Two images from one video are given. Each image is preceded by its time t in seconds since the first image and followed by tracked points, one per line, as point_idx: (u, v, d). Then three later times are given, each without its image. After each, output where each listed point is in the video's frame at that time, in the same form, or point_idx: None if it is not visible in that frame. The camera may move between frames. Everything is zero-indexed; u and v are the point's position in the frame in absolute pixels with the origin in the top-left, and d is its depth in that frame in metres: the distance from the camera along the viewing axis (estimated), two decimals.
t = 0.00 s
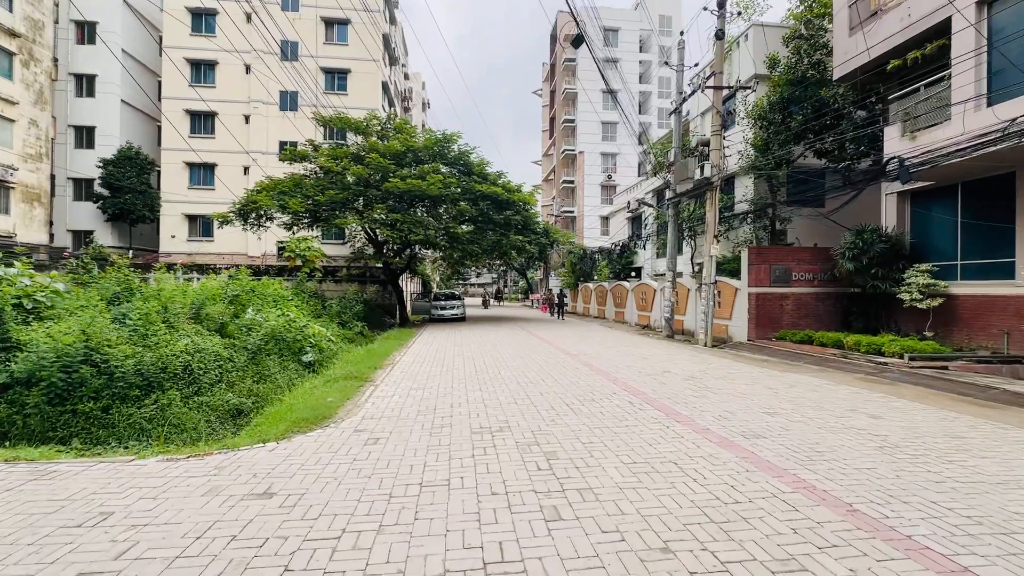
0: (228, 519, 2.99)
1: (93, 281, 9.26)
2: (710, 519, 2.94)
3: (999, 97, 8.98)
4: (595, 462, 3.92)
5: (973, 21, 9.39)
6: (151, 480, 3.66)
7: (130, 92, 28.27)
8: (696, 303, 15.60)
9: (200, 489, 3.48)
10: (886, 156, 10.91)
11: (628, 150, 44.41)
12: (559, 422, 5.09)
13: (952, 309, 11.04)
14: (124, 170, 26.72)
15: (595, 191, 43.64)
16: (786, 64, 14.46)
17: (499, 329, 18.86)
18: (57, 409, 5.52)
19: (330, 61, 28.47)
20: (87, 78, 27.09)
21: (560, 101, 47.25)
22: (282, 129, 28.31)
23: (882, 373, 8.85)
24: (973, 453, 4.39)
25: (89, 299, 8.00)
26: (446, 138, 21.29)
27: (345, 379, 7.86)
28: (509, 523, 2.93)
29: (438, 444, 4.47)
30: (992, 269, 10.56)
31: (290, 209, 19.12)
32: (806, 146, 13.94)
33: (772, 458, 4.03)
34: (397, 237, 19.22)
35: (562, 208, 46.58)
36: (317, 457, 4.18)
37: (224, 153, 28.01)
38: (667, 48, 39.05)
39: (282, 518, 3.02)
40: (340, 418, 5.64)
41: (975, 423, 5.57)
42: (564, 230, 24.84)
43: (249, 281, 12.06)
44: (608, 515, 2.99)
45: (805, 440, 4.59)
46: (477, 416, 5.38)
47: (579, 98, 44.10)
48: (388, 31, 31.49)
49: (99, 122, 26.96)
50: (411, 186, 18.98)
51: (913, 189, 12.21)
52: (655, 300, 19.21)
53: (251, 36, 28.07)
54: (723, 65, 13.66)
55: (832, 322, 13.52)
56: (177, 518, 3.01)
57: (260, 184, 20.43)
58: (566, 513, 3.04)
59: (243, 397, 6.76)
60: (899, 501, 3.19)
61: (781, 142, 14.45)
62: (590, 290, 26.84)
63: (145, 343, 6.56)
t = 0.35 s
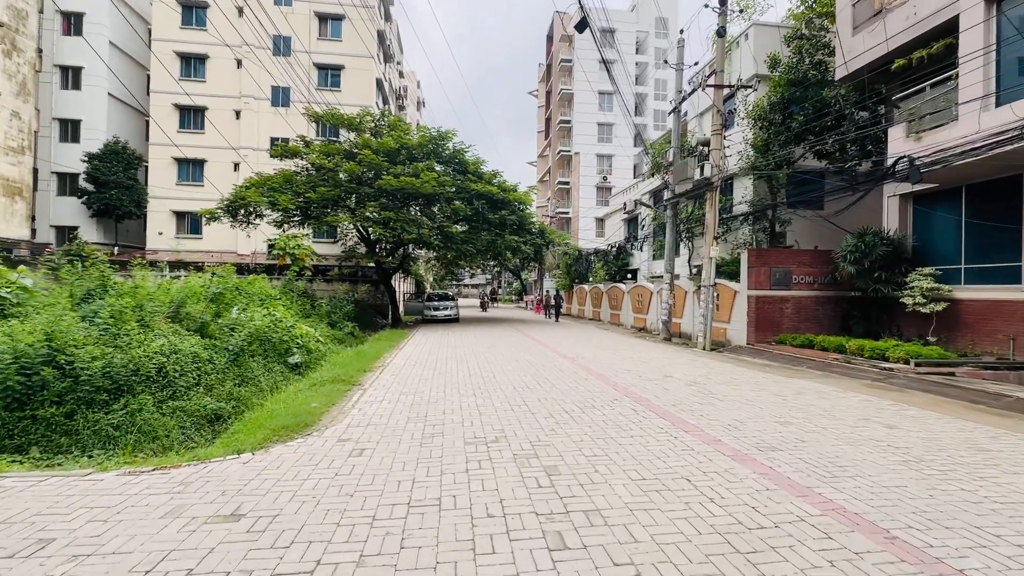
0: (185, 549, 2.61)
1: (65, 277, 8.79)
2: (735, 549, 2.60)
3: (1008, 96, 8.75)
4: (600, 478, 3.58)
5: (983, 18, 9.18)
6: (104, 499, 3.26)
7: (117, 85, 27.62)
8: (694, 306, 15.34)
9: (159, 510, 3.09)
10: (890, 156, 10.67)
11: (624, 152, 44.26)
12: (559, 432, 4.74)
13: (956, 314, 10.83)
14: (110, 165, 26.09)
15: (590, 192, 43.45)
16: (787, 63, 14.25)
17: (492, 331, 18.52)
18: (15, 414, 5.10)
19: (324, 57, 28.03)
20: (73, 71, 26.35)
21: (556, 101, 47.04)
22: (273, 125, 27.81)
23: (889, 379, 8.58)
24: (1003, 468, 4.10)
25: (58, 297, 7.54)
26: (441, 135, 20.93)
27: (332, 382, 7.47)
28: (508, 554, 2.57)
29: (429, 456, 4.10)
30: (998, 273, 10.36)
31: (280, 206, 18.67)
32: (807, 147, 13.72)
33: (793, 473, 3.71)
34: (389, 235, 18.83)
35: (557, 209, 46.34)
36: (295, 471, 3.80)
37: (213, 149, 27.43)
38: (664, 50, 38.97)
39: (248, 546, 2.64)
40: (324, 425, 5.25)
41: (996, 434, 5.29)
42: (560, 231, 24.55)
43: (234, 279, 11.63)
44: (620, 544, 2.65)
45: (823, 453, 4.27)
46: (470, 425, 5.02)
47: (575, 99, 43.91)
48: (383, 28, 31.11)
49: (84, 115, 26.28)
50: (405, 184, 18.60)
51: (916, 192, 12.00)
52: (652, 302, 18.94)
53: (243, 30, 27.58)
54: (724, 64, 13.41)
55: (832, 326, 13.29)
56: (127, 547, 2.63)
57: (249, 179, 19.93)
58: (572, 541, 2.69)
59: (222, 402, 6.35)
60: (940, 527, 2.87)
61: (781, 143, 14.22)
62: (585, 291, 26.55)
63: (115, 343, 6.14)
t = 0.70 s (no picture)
0: None
1: (37, 274, 8.36)
2: None
3: (1014, 96, 8.59)
4: (608, 496, 3.28)
5: (988, 18, 9.03)
6: (56, 522, 2.92)
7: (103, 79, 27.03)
8: (692, 308, 15.14)
9: (116, 535, 2.75)
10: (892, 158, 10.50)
11: (618, 154, 44.14)
12: (560, 443, 4.44)
13: (957, 318, 10.68)
14: (94, 161, 25.47)
15: (584, 194, 43.27)
16: (786, 63, 14.09)
17: (486, 333, 18.19)
18: None
19: (316, 54, 27.58)
20: (57, 63, 25.82)
21: (551, 102, 46.87)
22: (264, 122, 27.30)
23: (893, 384, 8.38)
24: None
25: (27, 295, 7.15)
26: (435, 134, 20.58)
27: (320, 386, 7.14)
28: None
29: (421, 470, 3.78)
30: (1000, 277, 10.24)
31: (269, 203, 18.23)
32: (806, 148, 13.57)
33: (814, 490, 3.44)
34: (381, 235, 18.46)
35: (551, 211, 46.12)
36: (273, 487, 3.48)
37: (202, 145, 26.88)
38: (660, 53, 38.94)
39: None
40: (308, 434, 4.92)
41: (1015, 444, 5.05)
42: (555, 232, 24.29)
43: (220, 278, 11.23)
44: None
45: (841, 466, 4.01)
46: (465, 434, 4.72)
47: (569, 101, 43.75)
48: (377, 26, 30.72)
49: (68, 109, 25.66)
50: (398, 182, 18.24)
51: (916, 194, 11.84)
52: (648, 304, 18.73)
53: (234, 25, 27.09)
54: (723, 63, 13.23)
55: (831, 330, 13.14)
56: None
57: (238, 176, 19.47)
58: (582, 573, 2.39)
59: (201, 408, 5.99)
60: (986, 554, 2.60)
61: (780, 144, 14.05)
62: (580, 293, 26.32)
63: (85, 345, 5.79)
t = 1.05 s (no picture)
0: None
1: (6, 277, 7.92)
2: None
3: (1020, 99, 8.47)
4: (627, 526, 2.96)
5: (993, 20, 8.91)
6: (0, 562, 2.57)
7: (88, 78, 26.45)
8: (690, 313, 14.91)
9: None
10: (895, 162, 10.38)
11: (613, 158, 44.07)
12: (567, 460, 4.13)
13: (960, 324, 10.53)
14: (78, 161, 24.86)
15: (578, 198, 43.13)
16: (785, 66, 13.96)
17: (480, 338, 17.85)
18: None
19: (308, 54, 27.17)
20: (40, 61, 25.21)
21: (545, 106, 46.74)
22: (254, 122, 26.80)
23: (901, 393, 8.16)
24: None
25: None
26: (429, 136, 20.26)
27: (308, 395, 6.78)
28: None
29: (417, 494, 3.46)
30: (1003, 283, 10.12)
31: (258, 204, 17.78)
32: (806, 152, 13.44)
33: (849, 515, 3.16)
34: (374, 238, 18.08)
35: (545, 214, 45.90)
36: (252, 515, 3.14)
37: (190, 146, 26.34)
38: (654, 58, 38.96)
39: None
40: (295, 449, 4.59)
41: None
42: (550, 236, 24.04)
43: (204, 281, 10.82)
44: None
45: (872, 486, 3.73)
46: (465, 451, 4.38)
47: (563, 104, 43.66)
48: (370, 27, 30.37)
49: (52, 108, 25.04)
50: (391, 184, 17.88)
51: (917, 199, 11.74)
52: (644, 309, 18.51)
53: (224, 24, 26.62)
54: (723, 65, 13.06)
55: (831, 336, 12.97)
56: None
57: (226, 177, 19.00)
58: None
59: (180, 420, 5.63)
60: None
61: (779, 148, 13.91)
62: (574, 297, 26.06)
63: (54, 354, 5.43)
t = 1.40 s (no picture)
0: None
1: None
2: None
3: None
4: (646, 553, 2.67)
5: (999, 19, 8.79)
6: None
7: (76, 77, 25.99)
8: (689, 318, 14.69)
9: None
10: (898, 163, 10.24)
11: (608, 162, 44.02)
12: (575, 475, 3.83)
13: (965, 328, 10.36)
14: (64, 162, 24.33)
15: (573, 202, 43.00)
16: (784, 68, 13.85)
17: (475, 343, 17.52)
18: None
19: (301, 55, 26.86)
20: (26, 60, 24.75)
21: (540, 110, 46.65)
22: (245, 124, 26.38)
23: (911, 399, 7.94)
24: None
25: None
26: (424, 137, 19.98)
27: (297, 402, 6.45)
28: None
29: (411, 515, 3.15)
30: (1007, 286, 9.97)
31: (248, 206, 17.38)
32: (806, 155, 13.31)
33: (887, 537, 2.88)
34: (367, 240, 17.73)
35: (540, 218, 45.69)
36: (226, 541, 2.83)
37: (180, 147, 25.90)
38: (650, 63, 38.99)
39: None
40: (279, 463, 4.29)
41: None
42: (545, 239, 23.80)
43: (190, 285, 10.47)
44: None
45: (904, 503, 3.45)
46: (464, 465, 4.07)
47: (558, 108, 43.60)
48: (365, 29, 30.11)
49: (38, 108, 24.55)
50: (385, 186, 17.55)
51: (919, 201, 11.62)
52: (641, 313, 18.28)
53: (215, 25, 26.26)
54: (722, 66, 12.90)
55: (832, 340, 12.79)
56: None
57: (216, 178, 18.58)
58: None
59: (159, 431, 5.31)
60: None
61: (779, 150, 13.77)
62: (570, 301, 25.82)
63: (20, 362, 5.14)
